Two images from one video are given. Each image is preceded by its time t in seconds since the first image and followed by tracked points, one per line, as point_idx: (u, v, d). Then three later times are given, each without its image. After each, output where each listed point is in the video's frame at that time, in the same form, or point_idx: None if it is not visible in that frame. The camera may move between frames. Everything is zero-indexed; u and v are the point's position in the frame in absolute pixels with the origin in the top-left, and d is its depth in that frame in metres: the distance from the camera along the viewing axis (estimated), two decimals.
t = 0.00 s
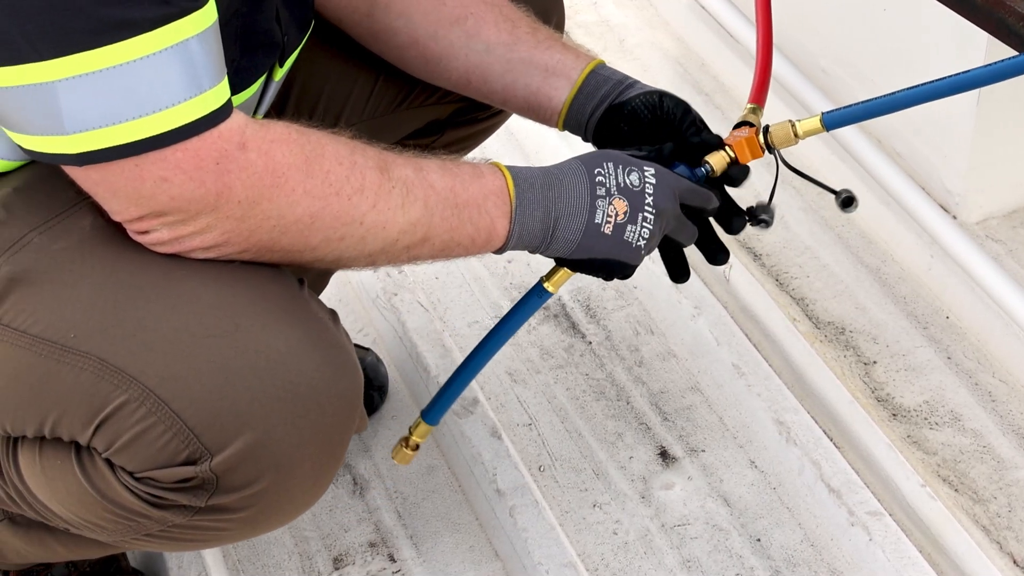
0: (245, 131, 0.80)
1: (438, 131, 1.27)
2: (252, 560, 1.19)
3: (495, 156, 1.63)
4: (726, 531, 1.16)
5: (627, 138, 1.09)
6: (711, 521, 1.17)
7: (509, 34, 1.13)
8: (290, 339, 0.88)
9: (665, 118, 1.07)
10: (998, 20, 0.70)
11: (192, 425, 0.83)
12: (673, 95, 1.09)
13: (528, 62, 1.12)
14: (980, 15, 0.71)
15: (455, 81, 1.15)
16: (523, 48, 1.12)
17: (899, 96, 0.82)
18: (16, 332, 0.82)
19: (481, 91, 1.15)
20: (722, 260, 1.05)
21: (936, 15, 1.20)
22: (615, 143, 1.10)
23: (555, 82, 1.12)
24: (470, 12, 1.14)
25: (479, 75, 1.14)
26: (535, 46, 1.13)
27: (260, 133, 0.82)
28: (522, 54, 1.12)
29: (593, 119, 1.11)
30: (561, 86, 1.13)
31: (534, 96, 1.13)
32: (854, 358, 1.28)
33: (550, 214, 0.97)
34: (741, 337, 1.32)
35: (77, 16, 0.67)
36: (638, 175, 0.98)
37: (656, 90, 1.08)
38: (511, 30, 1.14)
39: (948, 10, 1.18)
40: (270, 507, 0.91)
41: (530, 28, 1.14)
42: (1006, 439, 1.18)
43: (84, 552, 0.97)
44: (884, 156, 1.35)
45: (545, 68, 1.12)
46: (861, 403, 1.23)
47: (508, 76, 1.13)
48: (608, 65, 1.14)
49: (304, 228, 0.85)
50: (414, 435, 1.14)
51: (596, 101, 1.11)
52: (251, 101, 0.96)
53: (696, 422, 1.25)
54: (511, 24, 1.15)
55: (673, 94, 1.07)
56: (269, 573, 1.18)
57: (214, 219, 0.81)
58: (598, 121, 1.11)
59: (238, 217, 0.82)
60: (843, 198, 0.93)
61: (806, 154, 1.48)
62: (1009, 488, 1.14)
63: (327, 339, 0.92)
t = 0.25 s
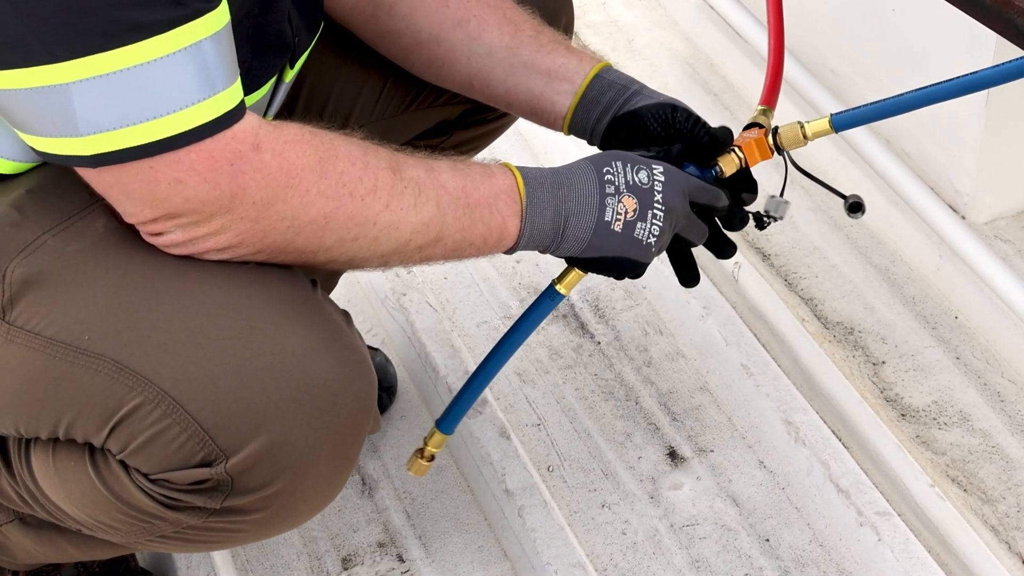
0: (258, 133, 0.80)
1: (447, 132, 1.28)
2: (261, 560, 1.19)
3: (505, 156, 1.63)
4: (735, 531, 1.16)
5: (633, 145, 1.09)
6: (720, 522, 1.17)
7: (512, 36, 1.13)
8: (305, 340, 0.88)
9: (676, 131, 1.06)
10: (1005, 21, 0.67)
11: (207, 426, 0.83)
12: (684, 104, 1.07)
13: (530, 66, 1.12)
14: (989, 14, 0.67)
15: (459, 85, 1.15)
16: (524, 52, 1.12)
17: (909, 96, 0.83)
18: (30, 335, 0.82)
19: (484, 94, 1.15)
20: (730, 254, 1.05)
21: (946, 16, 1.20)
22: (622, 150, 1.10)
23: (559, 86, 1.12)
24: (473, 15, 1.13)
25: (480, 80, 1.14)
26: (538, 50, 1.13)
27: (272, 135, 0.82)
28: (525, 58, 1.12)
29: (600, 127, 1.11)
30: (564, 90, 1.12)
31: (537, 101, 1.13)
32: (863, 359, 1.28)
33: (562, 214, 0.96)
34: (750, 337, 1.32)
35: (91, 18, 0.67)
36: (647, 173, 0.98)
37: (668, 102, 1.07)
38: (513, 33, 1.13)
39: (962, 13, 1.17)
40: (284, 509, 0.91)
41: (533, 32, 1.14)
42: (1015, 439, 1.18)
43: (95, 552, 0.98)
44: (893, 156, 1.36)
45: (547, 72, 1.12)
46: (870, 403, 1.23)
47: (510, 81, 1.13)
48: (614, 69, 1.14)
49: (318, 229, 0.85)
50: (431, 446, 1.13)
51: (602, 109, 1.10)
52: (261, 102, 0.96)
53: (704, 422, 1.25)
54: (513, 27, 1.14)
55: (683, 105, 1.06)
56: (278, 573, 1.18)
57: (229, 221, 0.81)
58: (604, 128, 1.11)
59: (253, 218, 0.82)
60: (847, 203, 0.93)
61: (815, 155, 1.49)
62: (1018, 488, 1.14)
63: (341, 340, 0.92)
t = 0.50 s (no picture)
0: (264, 135, 0.80)
1: (450, 133, 1.28)
2: (266, 560, 1.19)
3: (510, 156, 1.63)
4: (740, 531, 1.16)
5: (640, 146, 1.09)
6: (725, 522, 1.17)
7: (518, 37, 1.13)
8: (310, 343, 0.88)
9: (683, 131, 1.06)
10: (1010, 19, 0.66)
11: (211, 429, 0.83)
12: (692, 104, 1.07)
13: (537, 66, 1.12)
14: (994, 13, 0.67)
15: (465, 85, 1.15)
16: (531, 51, 1.12)
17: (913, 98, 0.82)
18: (35, 337, 0.82)
19: (490, 94, 1.15)
20: (734, 263, 1.04)
21: (951, 16, 1.20)
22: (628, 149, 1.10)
23: (564, 86, 1.12)
24: (479, 14, 1.13)
25: (487, 80, 1.14)
26: (544, 50, 1.13)
27: (279, 137, 0.82)
28: (531, 57, 1.12)
29: (607, 125, 1.11)
30: (570, 90, 1.12)
31: (544, 100, 1.13)
32: (868, 359, 1.28)
33: (567, 216, 0.96)
34: (755, 337, 1.32)
35: (97, 20, 0.67)
36: (653, 176, 0.98)
37: (675, 102, 1.07)
38: (520, 33, 1.13)
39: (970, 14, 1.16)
40: (289, 511, 0.91)
41: (540, 31, 1.14)
42: (1020, 439, 1.18)
43: (101, 553, 0.98)
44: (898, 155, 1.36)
45: (552, 72, 1.12)
46: (875, 403, 1.23)
47: (517, 80, 1.13)
48: (621, 68, 1.13)
49: (323, 231, 0.86)
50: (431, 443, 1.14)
51: (609, 108, 1.10)
52: (267, 103, 0.96)
53: (709, 422, 1.26)
54: (519, 27, 1.14)
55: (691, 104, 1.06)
56: (283, 573, 1.18)
57: (234, 223, 0.81)
58: (611, 127, 1.11)
59: (258, 221, 0.82)
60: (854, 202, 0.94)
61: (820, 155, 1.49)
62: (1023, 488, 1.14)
63: (346, 343, 0.92)
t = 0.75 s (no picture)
0: (265, 138, 0.80)
1: (453, 131, 1.30)
2: (267, 560, 1.19)
3: (511, 156, 1.63)
4: (741, 531, 1.16)
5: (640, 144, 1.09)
6: (726, 522, 1.17)
7: (526, 42, 1.13)
8: (311, 346, 0.88)
9: (680, 125, 1.07)
10: (1011, 19, 0.66)
11: (213, 432, 0.83)
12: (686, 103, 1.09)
13: (544, 70, 1.12)
14: (996, 14, 0.67)
15: (467, 87, 1.15)
16: (539, 55, 1.12)
17: (915, 93, 0.84)
18: (36, 339, 0.82)
19: (495, 97, 1.15)
20: (734, 245, 1.04)
21: (952, 16, 1.20)
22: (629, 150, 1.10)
23: (564, 88, 1.12)
24: (488, 18, 1.13)
25: (492, 83, 1.14)
26: (551, 54, 1.13)
27: (280, 139, 0.82)
28: (539, 63, 1.12)
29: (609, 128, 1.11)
30: (576, 94, 1.12)
31: (549, 104, 1.13)
32: (870, 359, 1.28)
33: (568, 222, 0.96)
34: (756, 338, 1.32)
35: (99, 22, 0.67)
36: (657, 185, 0.97)
37: (671, 99, 1.08)
38: (528, 37, 1.13)
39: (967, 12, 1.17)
40: (290, 513, 0.91)
41: (548, 36, 1.14)
42: (1021, 439, 1.18)
43: (102, 553, 0.97)
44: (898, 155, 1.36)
45: (554, 75, 1.12)
46: (876, 403, 1.23)
47: (524, 84, 1.13)
48: (622, 76, 1.14)
49: (325, 237, 0.86)
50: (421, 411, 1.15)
51: (612, 110, 1.10)
52: (269, 103, 0.96)
53: (710, 422, 1.26)
54: (528, 31, 1.14)
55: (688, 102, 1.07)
56: (284, 573, 1.18)
57: (235, 227, 0.81)
58: (613, 129, 1.10)
59: (259, 225, 0.82)
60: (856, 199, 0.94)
61: (821, 155, 1.49)
62: None
63: (348, 345, 0.92)
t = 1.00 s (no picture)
0: (267, 139, 0.80)
1: (453, 130, 1.30)
2: (267, 561, 1.19)
3: (511, 156, 1.63)
4: (741, 531, 1.16)
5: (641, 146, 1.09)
6: (726, 522, 1.17)
7: (521, 39, 1.13)
8: (313, 345, 0.88)
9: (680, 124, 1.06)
10: (1011, 19, 0.66)
11: (215, 431, 0.83)
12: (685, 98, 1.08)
13: (539, 68, 1.12)
14: (996, 14, 0.67)
15: (468, 87, 1.15)
16: (533, 53, 1.12)
17: (918, 92, 0.83)
18: (38, 338, 0.82)
19: (492, 96, 1.15)
20: (751, 230, 1.05)
21: (953, 16, 1.20)
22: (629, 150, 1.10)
23: (564, 88, 1.12)
24: (482, 16, 1.13)
25: (489, 82, 1.14)
26: (546, 52, 1.13)
27: (282, 140, 0.82)
28: (533, 60, 1.12)
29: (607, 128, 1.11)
30: (571, 92, 1.13)
31: (544, 102, 1.13)
32: (870, 359, 1.28)
33: (570, 222, 0.96)
34: (756, 338, 1.32)
35: (101, 23, 0.67)
36: (657, 183, 0.97)
37: (670, 97, 1.07)
38: (522, 35, 1.13)
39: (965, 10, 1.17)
40: (292, 512, 0.91)
41: (542, 34, 1.14)
42: (1021, 439, 1.18)
43: (102, 553, 0.97)
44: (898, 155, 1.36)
45: (553, 75, 1.12)
46: (876, 403, 1.23)
47: (519, 82, 1.13)
48: (618, 73, 1.13)
49: (326, 237, 0.86)
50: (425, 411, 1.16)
51: (608, 110, 1.10)
52: (271, 104, 0.96)
53: (710, 422, 1.26)
54: (523, 29, 1.14)
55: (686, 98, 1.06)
56: (284, 573, 1.18)
57: (237, 227, 0.81)
58: (611, 128, 1.11)
59: (261, 225, 0.82)
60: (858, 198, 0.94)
61: (822, 155, 1.49)
62: None
63: (349, 344, 0.92)
